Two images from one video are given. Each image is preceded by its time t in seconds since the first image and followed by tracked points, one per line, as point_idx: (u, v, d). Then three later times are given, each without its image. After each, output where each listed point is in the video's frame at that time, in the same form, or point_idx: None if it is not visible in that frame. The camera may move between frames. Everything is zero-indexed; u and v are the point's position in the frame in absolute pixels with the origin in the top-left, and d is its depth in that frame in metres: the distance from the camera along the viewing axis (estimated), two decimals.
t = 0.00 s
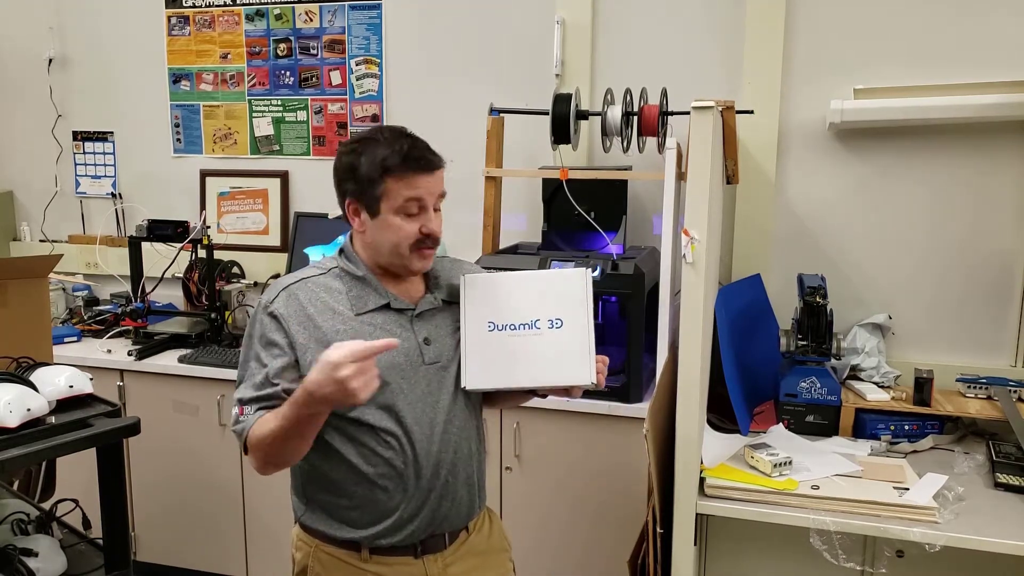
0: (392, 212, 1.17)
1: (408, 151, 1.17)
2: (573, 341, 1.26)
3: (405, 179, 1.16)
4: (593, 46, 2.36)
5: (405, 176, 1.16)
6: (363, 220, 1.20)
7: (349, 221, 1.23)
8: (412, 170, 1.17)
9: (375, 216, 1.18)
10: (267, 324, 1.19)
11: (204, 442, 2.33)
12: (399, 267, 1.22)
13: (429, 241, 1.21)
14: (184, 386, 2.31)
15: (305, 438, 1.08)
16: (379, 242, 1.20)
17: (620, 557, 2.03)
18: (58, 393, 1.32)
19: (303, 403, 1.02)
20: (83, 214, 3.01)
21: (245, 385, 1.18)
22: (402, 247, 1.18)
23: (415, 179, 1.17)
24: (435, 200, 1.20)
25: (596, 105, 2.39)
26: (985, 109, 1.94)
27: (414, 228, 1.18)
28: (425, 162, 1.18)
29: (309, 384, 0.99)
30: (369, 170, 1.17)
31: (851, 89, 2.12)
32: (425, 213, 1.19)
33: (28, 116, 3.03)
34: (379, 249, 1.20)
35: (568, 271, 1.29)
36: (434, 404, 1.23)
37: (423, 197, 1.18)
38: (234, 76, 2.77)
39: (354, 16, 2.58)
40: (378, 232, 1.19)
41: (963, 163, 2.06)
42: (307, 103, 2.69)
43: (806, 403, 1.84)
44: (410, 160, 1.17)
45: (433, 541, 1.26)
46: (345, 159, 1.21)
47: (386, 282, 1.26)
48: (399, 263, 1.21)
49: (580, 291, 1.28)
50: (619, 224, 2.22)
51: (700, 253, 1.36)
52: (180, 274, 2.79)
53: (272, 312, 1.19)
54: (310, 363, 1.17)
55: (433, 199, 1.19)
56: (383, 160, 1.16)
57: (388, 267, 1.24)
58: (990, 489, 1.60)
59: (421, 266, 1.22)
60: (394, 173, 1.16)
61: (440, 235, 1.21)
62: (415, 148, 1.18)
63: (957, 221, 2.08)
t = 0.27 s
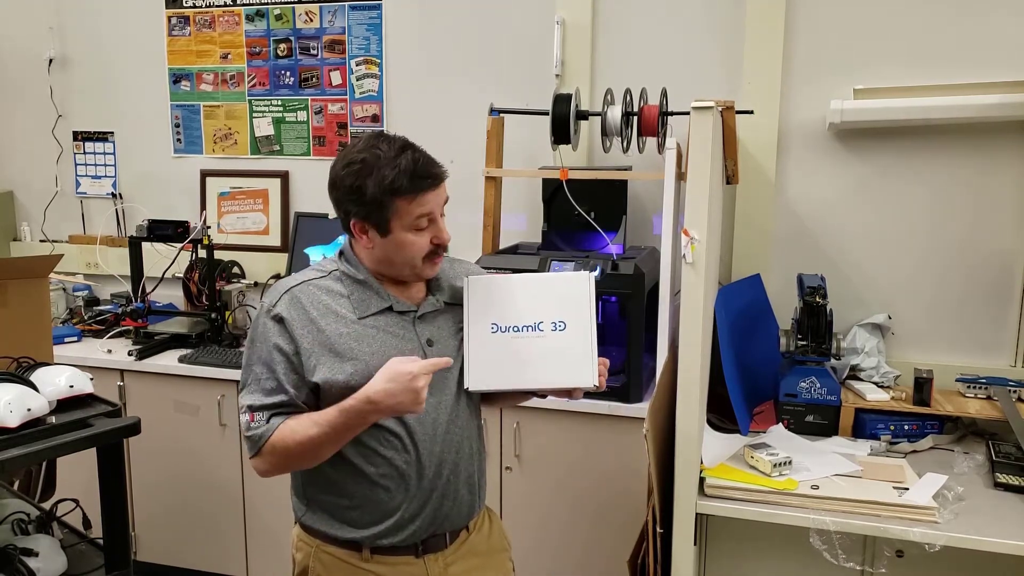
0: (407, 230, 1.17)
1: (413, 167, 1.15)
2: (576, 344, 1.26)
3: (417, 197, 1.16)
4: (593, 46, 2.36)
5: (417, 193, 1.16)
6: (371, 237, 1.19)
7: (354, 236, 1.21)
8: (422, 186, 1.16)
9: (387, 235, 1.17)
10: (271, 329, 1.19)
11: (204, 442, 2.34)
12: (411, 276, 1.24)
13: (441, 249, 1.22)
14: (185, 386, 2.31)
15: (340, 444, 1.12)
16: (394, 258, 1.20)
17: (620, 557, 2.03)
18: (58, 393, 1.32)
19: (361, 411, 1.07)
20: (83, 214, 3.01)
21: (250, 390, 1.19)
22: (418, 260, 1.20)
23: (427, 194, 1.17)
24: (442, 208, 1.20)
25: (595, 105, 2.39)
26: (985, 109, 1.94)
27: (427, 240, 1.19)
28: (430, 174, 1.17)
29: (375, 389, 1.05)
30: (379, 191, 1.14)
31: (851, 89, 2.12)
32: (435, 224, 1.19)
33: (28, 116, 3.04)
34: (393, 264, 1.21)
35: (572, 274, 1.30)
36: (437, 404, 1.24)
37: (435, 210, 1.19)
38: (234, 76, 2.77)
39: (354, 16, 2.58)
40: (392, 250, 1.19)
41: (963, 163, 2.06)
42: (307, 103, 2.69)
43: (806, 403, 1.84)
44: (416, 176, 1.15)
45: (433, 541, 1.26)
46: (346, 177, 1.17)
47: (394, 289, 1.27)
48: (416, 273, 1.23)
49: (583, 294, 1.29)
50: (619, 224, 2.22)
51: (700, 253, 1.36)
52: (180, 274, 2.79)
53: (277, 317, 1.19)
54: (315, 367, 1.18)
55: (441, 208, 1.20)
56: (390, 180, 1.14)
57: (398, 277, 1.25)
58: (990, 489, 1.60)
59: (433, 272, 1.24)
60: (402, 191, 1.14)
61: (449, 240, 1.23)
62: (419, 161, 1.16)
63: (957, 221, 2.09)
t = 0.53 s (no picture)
0: (395, 215, 1.17)
1: (401, 152, 1.17)
2: (578, 347, 1.26)
3: (404, 181, 1.17)
4: (593, 46, 2.36)
5: (404, 177, 1.17)
6: (363, 225, 1.20)
7: (351, 227, 1.24)
8: (409, 170, 1.17)
9: (377, 220, 1.18)
10: (274, 330, 1.19)
11: (205, 442, 2.34)
12: (403, 270, 1.22)
13: (432, 241, 1.20)
14: (185, 386, 2.32)
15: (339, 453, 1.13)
16: (384, 246, 1.20)
17: (620, 557, 2.03)
18: (58, 393, 1.32)
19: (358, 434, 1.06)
20: (83, 214, 3.01)
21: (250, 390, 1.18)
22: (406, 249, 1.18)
23: (414, 179, 1.17)
24: (434, 198, 1.20)
25: (595, 105, 2.39)
26: (984, 109, 1.94)
27: (416, 229, 1.18)
28: (421, 161, 1.19)
29: (372, 415, 1.05)
30: (369, 175, 1.17)
31: (851, 89, 2.13)
32: (425, 213, 1.19)
33: (28, 116, 3.04)
34: (383, 253, 1.20)
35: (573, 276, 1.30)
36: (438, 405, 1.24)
37: (423, 196, 1.18)
38: (234, 76, 2.77)
39: (354, 16, 2.58)
40: (382, 237, 1.19)
41: (963, 164, 2.06)
42: (308, 103, 2.69)
43: (806, 403, 1.84)
44: (404, 161, 1.17)
45: (433, 540, 1.27)
46: (341, 165, 1.21)
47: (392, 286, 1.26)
48: (405, 266, 1.21)
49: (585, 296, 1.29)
50: (619, 224, 2.22)
51: (700, 253, 1.36)
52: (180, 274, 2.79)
53: (279, 317, 1.19)
54: (317, 370, 1.18)
55: (433, 198, 1.20)
56: (377, 162, 1.17)
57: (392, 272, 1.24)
58: (990, 489, 1.60)
59: (426, 267, 1.22)
60: (389, 175, 1.16)
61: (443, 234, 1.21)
62: (409, 148, 1.18)
63: (957, 221, 2.09)
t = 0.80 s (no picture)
0: (368, 191, 1.22)
1: (384, 135, 1.24)
2: (579, 349, 1.27)
3: (377, 158, 1.22)
4: (593, 46, 2.36)
5: (378, 155, 1.22)
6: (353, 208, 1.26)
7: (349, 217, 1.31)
8: (383, 149, 1.22)
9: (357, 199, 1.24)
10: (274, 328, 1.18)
11: (205, 442, 2.34)
12: (382, 250, 1.22)
13: (407, 220, 1.20)
14: (185, 386, 2.32)
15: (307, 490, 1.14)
16: (362, 225, 1.23)
17: (620, 557, 2.03)
18: (58, 393, 1.32)
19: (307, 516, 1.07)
20: (83, 214, 3.01)
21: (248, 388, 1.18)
22: (377, 225, 1.20)
23: (386, 156, 1.22)
24: (411, 178, 1.22)
25: (595, 104, 2.39)
26: (985, 109, 1.94)
27: (387, 204, 1.20)
28: (399, 143, 1.23)
29: (315, 512, 1.04)
30: (352, 158, 1.25)
31: (851, 89, 2.12)
32: (400, 191, 1.21)
33: (28, 116, 3.04)
34: (363, 233, 1.24)
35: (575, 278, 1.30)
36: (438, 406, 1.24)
37: (396, 174, 1.21)
38: (234, 76, 2.77)
39: (354, 16, 2.58)
40: (361, 215, 1.24)
41: (963, 163, 2.06)
42: (308, 103, 2.69)
43: (806, 403, 1.84)
44: (385, 142, 1.23)
45: (433, 540, 1.26)
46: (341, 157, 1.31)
47: (382, 275, 1.27)
48: (379, 245, 1.22)
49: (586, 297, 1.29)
50: (619, 224, 2.22)
51: (700, 253, 1.36)
52: (180, 274, 2.79)
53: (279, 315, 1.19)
54: (317, 371, 1.19)
55: (408, 177, 1.22)
56: (362, 145, 1.24)
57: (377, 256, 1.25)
58: (990, 489, 1.60)
59: (399, 246, 1.20)
60: (369, 155, 1.22)
61: (419, 215, 1.21)
62: (390, 132, 1.24)
63: (957, 221, 2.09)
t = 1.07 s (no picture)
0: (370, 187, 1.22)
1: (388, 133, 1.24)
2: (576, 350, 1.27)
3: (380, 155, 1.22)
4: (593, 46, 2.36)
5: (381, 152, 1.22)
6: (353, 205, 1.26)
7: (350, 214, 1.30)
8: (387, 146, 1.22)
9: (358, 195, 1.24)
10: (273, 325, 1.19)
11: (205, 442, 2.34)
12: (381, 248, 1.22)
13: (407, 218, 1.20)
14: (185, 386, 2.32)
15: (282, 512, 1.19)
16: (362, 221, 1.23)
17: (620, 557, 2.03)
18: (58, 393, 1.32)
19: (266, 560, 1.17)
20: (83, 214, 3.01)
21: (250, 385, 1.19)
22: (377, 221, 1.20)
23: (389, 153, 1.22)
24: (413, 176, 1.22)
25: (595, 104, 2.39)
26: (985, 109, 1.94)
27: (388, 201, 1.20)
28: (403, 141, 1.23)
29: None
30: (355, 154, 1.25)
31: (851, 89, 2.13)
32: (401, 188, 1.21)
33: (28, 116, 3.04)
34: (363, 230, 1.24)
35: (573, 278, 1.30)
36: (437, 404, 1.24)
37: (398, 171, 1.21)
38: (234, 76, 2.77)
39: (354, 16, 2.59)
40: (361, 212, 1.23)
41: (963, 163, 2.06)
42: (308, 103, 2.69)
43: (806, 403, 1.84)
44: (388, 140, 1.23)
45: (432, 537, 1.26)
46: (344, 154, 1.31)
47: (382, 273, 1.27)
48: (379, 242, 1.21)
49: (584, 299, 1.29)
50: (619, 224, 2.22)
51: (700, 253, 1.36)
52: (180, 274, 2.79)
53: (278, 313, 1.19)
54: (316, 369, 1.19)
55: (410, 175, 1.22)
56: (365, 142, 1.24)
57: (376, 253, 1.25)
58: (990, 489, 1.60)
59: (398, 244, 1.20)
60: (372, 152, 1.22)
61: (420, 212, 1.21)
62: (394, 131, 1.25)
63: (957, 221, 2.09)
